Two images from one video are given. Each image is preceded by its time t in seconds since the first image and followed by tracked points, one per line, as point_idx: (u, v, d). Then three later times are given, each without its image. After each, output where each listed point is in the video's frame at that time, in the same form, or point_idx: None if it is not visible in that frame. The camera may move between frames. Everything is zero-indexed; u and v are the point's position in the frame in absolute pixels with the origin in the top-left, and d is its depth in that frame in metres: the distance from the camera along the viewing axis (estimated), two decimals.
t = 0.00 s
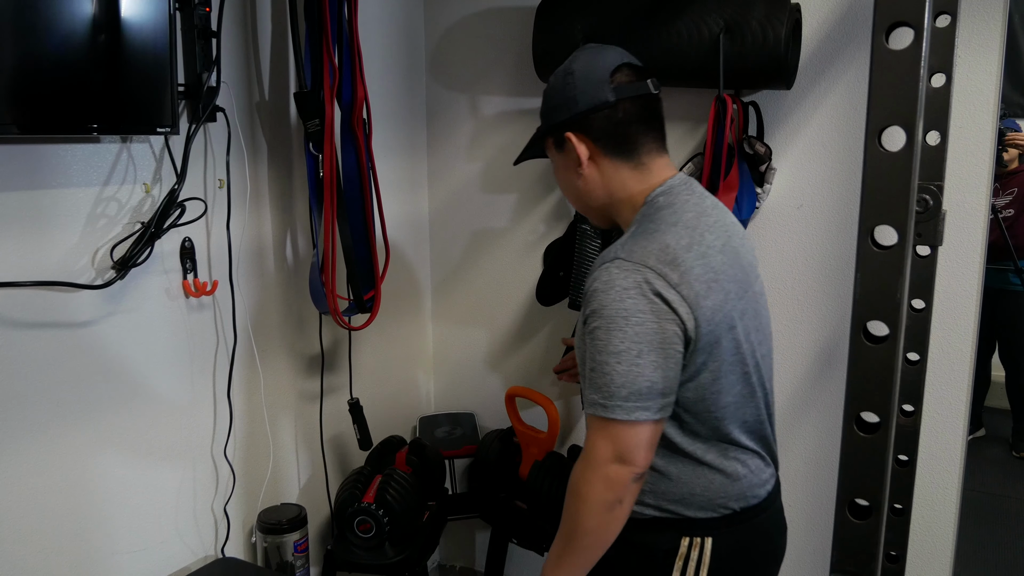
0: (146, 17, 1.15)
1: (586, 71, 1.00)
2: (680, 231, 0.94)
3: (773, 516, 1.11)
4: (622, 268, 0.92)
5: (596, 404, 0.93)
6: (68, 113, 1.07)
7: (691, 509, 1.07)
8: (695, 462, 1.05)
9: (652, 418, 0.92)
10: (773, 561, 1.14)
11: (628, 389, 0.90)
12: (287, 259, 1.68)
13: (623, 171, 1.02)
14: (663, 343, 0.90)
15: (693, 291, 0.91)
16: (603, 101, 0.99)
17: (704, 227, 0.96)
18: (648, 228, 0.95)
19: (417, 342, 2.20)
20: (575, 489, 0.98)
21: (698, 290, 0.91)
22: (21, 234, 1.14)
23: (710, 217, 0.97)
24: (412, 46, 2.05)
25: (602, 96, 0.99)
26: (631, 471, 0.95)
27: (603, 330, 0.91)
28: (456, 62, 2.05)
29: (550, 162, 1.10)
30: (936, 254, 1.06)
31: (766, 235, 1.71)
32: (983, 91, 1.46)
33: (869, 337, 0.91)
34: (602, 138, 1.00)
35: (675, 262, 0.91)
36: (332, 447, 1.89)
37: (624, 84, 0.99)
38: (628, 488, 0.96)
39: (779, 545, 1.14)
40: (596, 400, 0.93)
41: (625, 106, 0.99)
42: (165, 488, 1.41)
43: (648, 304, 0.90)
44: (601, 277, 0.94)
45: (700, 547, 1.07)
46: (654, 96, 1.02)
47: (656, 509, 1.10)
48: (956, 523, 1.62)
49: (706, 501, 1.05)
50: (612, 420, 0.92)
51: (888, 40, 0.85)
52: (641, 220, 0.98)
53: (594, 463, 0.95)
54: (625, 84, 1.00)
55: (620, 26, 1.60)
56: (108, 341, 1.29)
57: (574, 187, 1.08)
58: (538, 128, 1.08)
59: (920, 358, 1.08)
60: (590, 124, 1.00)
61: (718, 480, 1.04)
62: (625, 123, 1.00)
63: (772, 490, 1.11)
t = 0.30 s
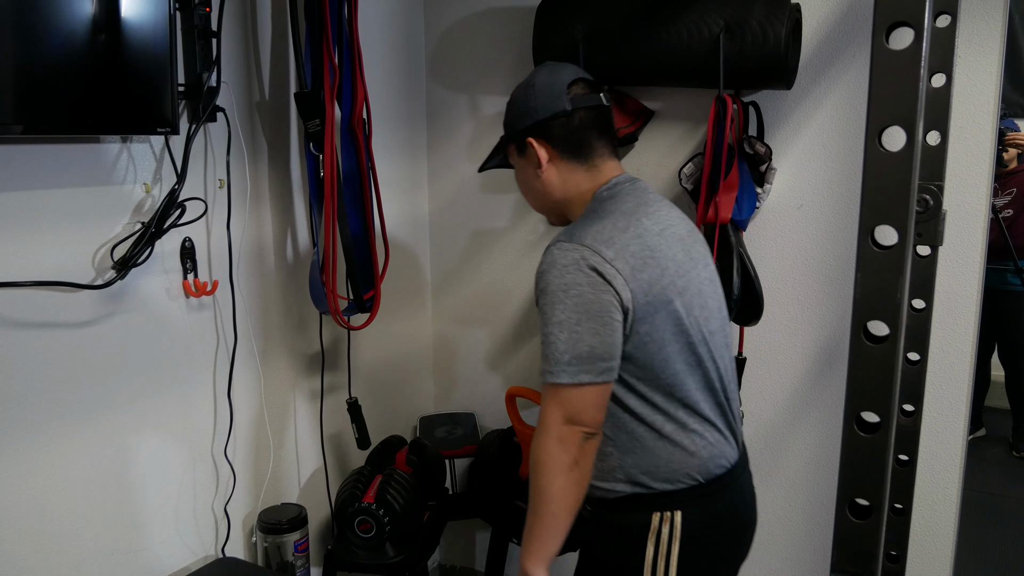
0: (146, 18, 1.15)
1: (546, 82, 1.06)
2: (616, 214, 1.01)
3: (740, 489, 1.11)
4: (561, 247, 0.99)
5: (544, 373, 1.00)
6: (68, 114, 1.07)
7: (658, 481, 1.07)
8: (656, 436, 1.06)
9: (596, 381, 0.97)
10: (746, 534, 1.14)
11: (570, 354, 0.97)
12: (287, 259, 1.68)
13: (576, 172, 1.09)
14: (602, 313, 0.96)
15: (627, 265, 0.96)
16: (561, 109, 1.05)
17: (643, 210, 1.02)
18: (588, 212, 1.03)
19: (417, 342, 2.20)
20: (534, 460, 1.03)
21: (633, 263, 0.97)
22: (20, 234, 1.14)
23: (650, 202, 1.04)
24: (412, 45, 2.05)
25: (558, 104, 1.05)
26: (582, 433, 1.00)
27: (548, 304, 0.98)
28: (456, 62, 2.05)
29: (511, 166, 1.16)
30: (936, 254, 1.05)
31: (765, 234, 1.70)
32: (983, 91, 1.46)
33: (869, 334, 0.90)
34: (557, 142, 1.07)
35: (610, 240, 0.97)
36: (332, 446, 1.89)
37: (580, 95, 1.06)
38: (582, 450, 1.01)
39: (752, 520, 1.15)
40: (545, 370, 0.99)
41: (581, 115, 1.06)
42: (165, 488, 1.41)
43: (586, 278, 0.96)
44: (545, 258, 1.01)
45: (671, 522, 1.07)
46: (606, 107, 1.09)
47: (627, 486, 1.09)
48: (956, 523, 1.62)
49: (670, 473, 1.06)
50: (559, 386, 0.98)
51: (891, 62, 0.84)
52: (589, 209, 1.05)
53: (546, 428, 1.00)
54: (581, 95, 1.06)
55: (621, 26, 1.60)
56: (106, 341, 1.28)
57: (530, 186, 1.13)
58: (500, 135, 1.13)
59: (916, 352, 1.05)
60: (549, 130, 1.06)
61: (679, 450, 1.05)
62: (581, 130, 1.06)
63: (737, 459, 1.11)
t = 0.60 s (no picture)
0: (146, 18, 1.15)
1: (517, 80, 1.21)
2: (591, 193, 1.15)
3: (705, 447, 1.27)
4: (544, 219, 1.12)
5: (529, 333, 1.09)
6: (68, 114, 1.07)
7: (636, 438, 1.19)
8: (631, 395, 1.18)
9: (580, 339, 1.07)
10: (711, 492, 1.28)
11: (556, 314, 1.06)
12: (287, 259, 1.68)
13: (544, 159, 1.23)
14: (585, 275, 1.08)
15: (604, 233, 1.11)
16: (530, 101, 1.20)
17: (611, 192, 1.18)
18: (565, 193, 1.16)
19: (417, 342, 2.20)
20: (518, 409, 1.13)
21: (609, 233, 1.12)
22: (21, 234, 1.14)
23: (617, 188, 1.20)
24: (411, 45, 2.05)
25: (530, 97, 1.20)
26: (565, 392, 1.09)
27: (535, 269, 1.09)
28: (457, 62, 2.05)
29: (484, 158, 1.29)
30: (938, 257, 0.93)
31: (765, 234, 1.71)
32: (983, 91, 1.46)
33: (866, 343, 0.62)
34: (528, 131, 1.21)
35: (588, 212, 1.12)
36: (332, 446, 1.89)
37: (548, 90, 1.22)
38: (562, 408, 1.10)
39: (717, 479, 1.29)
40: (530, 330, 1.09)
41: (549, 107, 1.21)
42: (164, 488, 1.41)
43: (569, 244, 1.09)
44: (529, 231, 1.12)
45: (649, 477, 1.19)
46: (570, 106, 1.26)
47: (605, 445, 1.21)
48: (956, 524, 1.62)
49: (646, 429, 1.19)
50: (546, 344, 1.07)
51: (892, 29, 0.56)
52: (562, 189, 1.19)
53: (534, 382, 1.10)
54: (548, 90, 1.22)
55: (621, 25, 1.60)
56: (107, 341, 1.28)
57: (500, 174, 1.26)
58: (473, 129, 1.27)
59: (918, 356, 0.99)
60: (520, 120, 1.21)
61: (654, 408, 1.18)
62: (549, 121, 1.22)
63: (699, 417, 1.26)
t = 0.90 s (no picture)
0: (146, 18, 1.15)
1: (486, 94, 1.38)
2: (562, 189, 1.27)
3: (682, 433, 1.38)
4: (517, 212, 1.24)
5: (507, 320, 1.22)
6: (68, 116, 1.08)
7: (609, 422, 1.32)
8: (604, 379, 1.31)
9: (551, 322, 1.19)
10: (686, 475, 1.39)
11: (528, 300, 1.19)
12: (287, 260, 1.68)
13: (520, 160, 1.39)
14: (554, 263, 1.20)
15: (573, 224, 1.23)
16: (499, 110, 1.36)
17: (582, 187, 1.29)
18: (539, 189, 1.29)
19: (417, 342, 2.20)
20: (503, 397, 1.25)
21: (577, 224, 1.24)
22: (20, 234, 1.14)
23: (591, 181, 1.31)
24: (411, 45, 2.05)
25: (498, 107, 1.36)
26: (542, 372, 1.21)
27: (509, 260, 1.22)
28: (457, 62, 2.05)
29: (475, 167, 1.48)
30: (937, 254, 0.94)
31: (762, 235, 1.71)
32: (983, 91, 1.46)
33: (864, 343, 0.61)
34: (502, 139, 1.38)
35: (558, 205, 1.24)
36: (332, 447, 1.89)
37: (516, 97, 1.37)
38: (541, 387, 1.22)
39: (693, 463, 1.41)
40: (507, 316, 1.22)
41: (517, 112, 1.36)
42: (163, 490, 1.41)
43: (539, 234, 1.21)
44: (504, 224, 1.25)
45: (623, 458, 1.32)
46: (543, 107, 1.40)
47: (582, 429, 1.34)
48: (956, 524, 1.62)
49: (619, 413, 1.31)
50: (520, 328, 1.20)
51: (890, 32, 0.56)
52: (541, 184, 1.31)
53: (512, 368, 1.22)
54: (516, 97, 1.37)
55: (620, 25, 1.60)
56: (107, 342, 1.28)
57: (488, 179, 1.45)
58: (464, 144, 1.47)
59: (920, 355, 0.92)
60: (493, 129, 1.37)
61: (626, 392, 1.31)
62: (518, 124, 1.36)
63: (674, 404, 1.38)
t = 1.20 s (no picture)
0: (145, 17, 1.15)
1: (482, 97, 1.38)
2: (551, 179, 1.31)
3: (675, 424, 1.39)
4: (506, 200, 1.28)
5: (496, 303, 1.24)
6: (68, 115, 1.08)
7: (598, 408, 1.33)
8: (593, 366, 1.33)
9: (539, 303, 1.21)
10: (679, 467, 1.39)
11: (516, 281, 1.21)
12: (287, 259, 1.68)
13: (516, 161, 1.39)
14: (542, 246, 1.23)
15: (560, 211, 1.27)
16: (495, 113, 1.36)
17: (571, 178, 1.33)
18: (530, 180, 1.33)
19: (417, 341, 2.20)
20: (492, 379, 1.26)
21: (565, 210, 1.27)
22: (20, 234, 1.14)
23: (582, 174, 1.34)
24: (411, 45, 2.05)
25: (494, 111, 1.36)
26: (529, 353, 1.22)
27: (498, 244, 1.25)
28: (457, 61, 2.05)
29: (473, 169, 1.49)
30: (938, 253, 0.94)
31: (762, 233, 1.71)
32: (983, 90, 1.46)
33: (864, 343, 0.61)
34: (497, 140, 1.39)
35: (546, 193, 1.28)
36: (333, 446, 1.89)
37: (511, 100, 1.37)
38: (528, 369, 1.23)
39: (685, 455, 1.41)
40: (496, 299, 1.24)
41: (513, 115, 1.37)
42: (162, 489, 1.41)
43: (527, 219, 1.25)
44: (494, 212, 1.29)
45: (612, 446, 1.33)
46: (538, 110, 1.40)
47: (572, 417, 1.36)
48: (955, 522, 1.63)
49: (608, 400, 1.32)
50: (508, 309, 1.22)
51: (890, 31, 0.56)
52: (533, 178, 1.34)
53: (501, 348, 1.24)
54: (512, 101, 1.37)
55: (620, 24, 1.61)
56: (107, 341, 1.28)
57: (486, 183, 1.46)
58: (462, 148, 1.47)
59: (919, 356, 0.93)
60: (488, 132, 1.38)
61: (614, 379, 1.32)
62: (514, 126, 1.37)
63: (665, 394, 1.38)
